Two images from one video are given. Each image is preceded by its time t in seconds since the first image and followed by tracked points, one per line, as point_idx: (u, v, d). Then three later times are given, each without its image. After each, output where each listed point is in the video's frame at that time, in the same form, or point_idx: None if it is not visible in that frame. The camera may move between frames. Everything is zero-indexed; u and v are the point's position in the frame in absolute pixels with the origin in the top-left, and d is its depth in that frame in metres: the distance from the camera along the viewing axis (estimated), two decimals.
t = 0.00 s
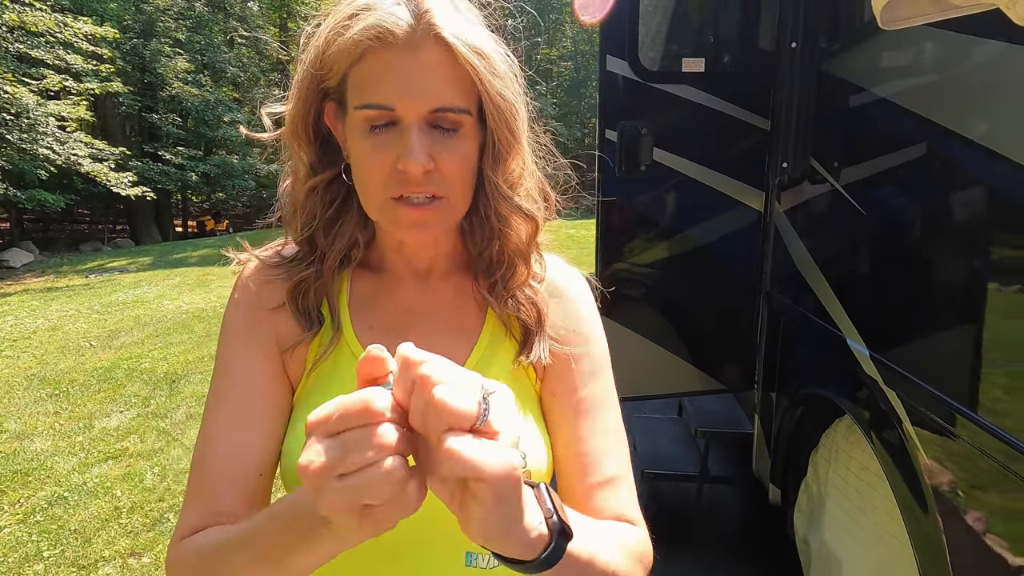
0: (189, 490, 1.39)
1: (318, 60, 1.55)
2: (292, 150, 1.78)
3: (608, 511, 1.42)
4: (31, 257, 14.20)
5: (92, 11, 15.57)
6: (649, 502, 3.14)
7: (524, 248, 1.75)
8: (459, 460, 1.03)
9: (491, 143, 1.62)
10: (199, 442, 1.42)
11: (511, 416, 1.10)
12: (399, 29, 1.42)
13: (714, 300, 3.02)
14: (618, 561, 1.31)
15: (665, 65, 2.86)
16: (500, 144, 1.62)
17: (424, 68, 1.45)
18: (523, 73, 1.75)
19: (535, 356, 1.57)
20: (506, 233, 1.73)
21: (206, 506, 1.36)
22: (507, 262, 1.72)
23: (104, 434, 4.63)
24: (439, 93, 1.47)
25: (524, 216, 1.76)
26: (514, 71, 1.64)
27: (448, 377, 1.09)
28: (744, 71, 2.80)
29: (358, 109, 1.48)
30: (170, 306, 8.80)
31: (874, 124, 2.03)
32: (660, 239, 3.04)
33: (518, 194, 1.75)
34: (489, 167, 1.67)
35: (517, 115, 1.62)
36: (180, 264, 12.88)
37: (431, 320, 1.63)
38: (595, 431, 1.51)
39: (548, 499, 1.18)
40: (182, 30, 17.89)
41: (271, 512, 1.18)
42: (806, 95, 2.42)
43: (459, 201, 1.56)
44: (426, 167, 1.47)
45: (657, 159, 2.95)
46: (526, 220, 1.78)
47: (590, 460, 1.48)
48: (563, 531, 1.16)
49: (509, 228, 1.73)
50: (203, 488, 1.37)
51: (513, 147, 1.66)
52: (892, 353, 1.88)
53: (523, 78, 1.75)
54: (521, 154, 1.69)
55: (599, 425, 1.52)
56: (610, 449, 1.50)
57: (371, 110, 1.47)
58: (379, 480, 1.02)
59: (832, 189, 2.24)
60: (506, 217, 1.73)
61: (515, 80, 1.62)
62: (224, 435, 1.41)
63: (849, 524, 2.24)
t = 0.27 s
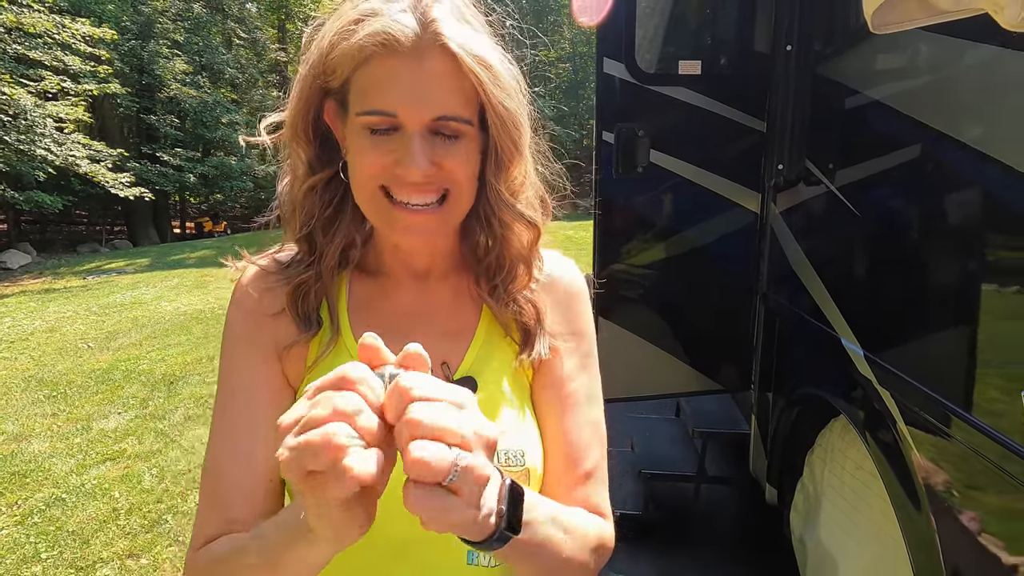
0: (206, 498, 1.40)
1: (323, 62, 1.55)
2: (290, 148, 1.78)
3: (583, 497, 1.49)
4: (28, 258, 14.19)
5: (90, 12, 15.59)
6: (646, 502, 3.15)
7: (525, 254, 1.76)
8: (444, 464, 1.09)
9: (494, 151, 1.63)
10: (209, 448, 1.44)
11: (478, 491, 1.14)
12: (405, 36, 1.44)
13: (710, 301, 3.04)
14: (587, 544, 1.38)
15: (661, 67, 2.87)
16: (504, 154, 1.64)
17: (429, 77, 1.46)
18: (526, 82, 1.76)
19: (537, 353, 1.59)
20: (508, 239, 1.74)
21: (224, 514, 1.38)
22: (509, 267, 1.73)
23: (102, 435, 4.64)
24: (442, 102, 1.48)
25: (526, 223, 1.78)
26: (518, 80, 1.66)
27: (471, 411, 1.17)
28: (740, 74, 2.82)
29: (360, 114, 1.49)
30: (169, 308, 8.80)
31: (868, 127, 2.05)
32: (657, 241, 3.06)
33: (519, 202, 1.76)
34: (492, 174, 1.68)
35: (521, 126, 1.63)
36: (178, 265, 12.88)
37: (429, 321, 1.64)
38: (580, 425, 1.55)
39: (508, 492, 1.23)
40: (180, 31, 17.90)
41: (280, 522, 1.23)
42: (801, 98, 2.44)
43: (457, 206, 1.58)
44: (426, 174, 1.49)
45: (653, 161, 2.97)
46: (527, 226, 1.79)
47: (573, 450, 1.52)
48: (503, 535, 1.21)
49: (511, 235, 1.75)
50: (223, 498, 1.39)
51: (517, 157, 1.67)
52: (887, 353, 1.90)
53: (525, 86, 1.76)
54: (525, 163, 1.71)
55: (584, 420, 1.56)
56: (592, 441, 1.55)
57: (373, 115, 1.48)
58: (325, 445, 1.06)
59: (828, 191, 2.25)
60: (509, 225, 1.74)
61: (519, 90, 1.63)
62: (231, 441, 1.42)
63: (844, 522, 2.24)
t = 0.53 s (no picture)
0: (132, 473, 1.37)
1: (326, 65, 1.55)
2: (290, 149, 1.78)
3: (598, 480, 1.55)
4: (25, 260, 14.17)
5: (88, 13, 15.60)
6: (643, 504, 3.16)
7: (522, 265, 1.76)
8: (426, 456, 1.12)
9: (493, 160, 1.66)
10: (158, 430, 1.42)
11: (455, 501, 1.15)
12: (411, 46, 1.44)
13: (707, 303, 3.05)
14: (612, 522, 1.45)
15: (657, 70, 2.89)
16: (503, 164, 1.67)
17: (432, 86, 1.47)
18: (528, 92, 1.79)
19: (535, 362, 1.61)
20: (503, 250, 1.76)
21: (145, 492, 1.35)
22: (507, 274, 1.73)
23: (100, 437, 4.64)
24: (443, 112, 1.49)
25: (524, 235, 1.78)
26: (519, 92, 1.68)
27: (478, 426, 1.18)
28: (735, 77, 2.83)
29: (362, 120, 1.50)
30: (166, 309, 8.80)
31: (863, 130, 2.06)
32: (654, 243, 3.07)
33: (517, 214, 1.78)
34: (489, 186, 1.71)
35: (521, 138, 1.66)
36: (176, 267, 12.87)
37: (425, 325, 1.65)
38: (588, 414, 1.61)
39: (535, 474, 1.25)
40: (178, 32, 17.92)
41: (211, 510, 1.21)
42: (796, 101, 2.46)
43: (453, 216, 1.59)
44: (424, 185, 1.50)
45: (650, 164, 2.98)
46: (523, 238, 1.79)
47: (582, 439, 1.58)
48: (520, 510, 1.25)
49: (506, 247, 1.76)
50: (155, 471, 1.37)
51: (515, 167, 1.70)
52: (881, 355, 1.91)
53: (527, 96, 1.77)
54: (523, 174, 1.74)
55: (591, 409, 1.62)
56: (600, 429, 1.60)
57: (374, 122, 1.49)
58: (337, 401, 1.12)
59: (822, 194, 2.27)
60: (504, 236, 1.75)
61: (519, 102, 1.66)
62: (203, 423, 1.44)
63: (839, 522, 2.26)
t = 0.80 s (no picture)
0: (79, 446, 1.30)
1: (342, 46, 1.56)
2: (300, 144, 1.80)
3: (584, 476, 1.58)
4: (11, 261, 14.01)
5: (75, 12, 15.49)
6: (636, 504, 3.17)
7: (532, 256, 1.81)
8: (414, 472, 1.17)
9: (505, 143, 1.70)
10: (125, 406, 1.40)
11: (449, 509, 1.19)
12: (434, 19, 1.46)
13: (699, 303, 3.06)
14: (595, 518, 1.50)
15: (649, 71, 2.89)
16: (515, 146, 1.71)
17: (449, 59, 1.49)
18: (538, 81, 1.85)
19: (537, 372, 1.61)
20: (514, 238, 1.81)
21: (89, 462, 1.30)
22: (514, 269, 1.78)
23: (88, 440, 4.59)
24: (460, 85, 1.51)
25: (535, 220, 1.85)
26: (529, 78, 1.73)
27: (459, 434, 1.22)
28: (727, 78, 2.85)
29: (378, 91, 1.51)
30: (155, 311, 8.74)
31: (854, 130, 2.08)
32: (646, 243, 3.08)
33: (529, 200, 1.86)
34: (503, 170, 1.76)
35: (533, 120, 1.71)
36: (164, 268, 12.77)
37: (426, 320, 1.64)
38: (581, 412, 1.63)
39: (527, 477, 1.31)
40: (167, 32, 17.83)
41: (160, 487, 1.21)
42: (787, 102, 2.47)
43: (460, 196, 1.58)
44: (436, 155, 1.49)
45: (643, 164, 3.00)
46: (534, 223, 1.85)
47: (575, 436, 1.60)
48: (516, 510, 1.32)
49: (517, 235, 1.82)
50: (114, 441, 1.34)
51: (527, 152, 1.76)
52: (873, 354, 1.93)
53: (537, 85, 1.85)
54: (533, 159, 1.80)
55: (585, 408, 1.63)
56: (592, 427, 1.63)
57: (392, 91, 1.50)
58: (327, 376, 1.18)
59: (814, 194, 2.28)
60: (517, 222, 1.81)
61: (529, 86, 1.70)
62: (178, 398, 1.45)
63: (831, 520, 2.27)
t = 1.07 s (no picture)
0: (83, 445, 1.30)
1: (339, 49, 1.56)
2: (294, 140, 1.82)
3: (586, 469, 1.59)
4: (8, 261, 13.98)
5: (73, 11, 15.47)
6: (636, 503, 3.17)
7: (527, 261, 1.79)
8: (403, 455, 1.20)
9: (499, 150, 1.72)
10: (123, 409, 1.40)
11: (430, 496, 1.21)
12: (432, 28, 1.46)
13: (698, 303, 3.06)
14: (597, 508, 1.51)
15: (649, 71, 2.91)
16: (508, 155, 1.73)
17: (446, 68, 1.50)
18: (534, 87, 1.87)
19: (533, 372, 1.61)
20: (507, 245, 1.81)
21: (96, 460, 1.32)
22: (508, 275, 1.77)
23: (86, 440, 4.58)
24: (455, 94, 1.51)
25: (528, 228, 1.83)
26: (525, 86, 1.74)
27: (454, 429, 1.25)
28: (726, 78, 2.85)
29: (373, 98, 1.51)
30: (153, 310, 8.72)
31: (854, 130, 2.08)
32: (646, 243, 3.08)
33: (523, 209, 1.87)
34: (498, 177, 1.78)
35: (527, 133, 1.73)
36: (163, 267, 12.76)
37: (421, 319, 1.64)
38: (583, 406, 1.63)
39: (523, 482, 1.31)
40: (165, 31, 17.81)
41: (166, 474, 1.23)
42: (787, 101, 2.47)
43: (453, 204, 1.58)
44: (429, 164, 1.49)
45: (642, 163, 2.99)
46: (528, 231, 1.83)
47: (577, 430, 1.61)
48: (510, 511, 1.32)
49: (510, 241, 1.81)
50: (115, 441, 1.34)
51: (521, 162, 1.78)
52: (873, 353, 1.93)
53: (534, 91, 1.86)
54: (527, 170, 1.82)
55: (586, 403, 1.64)
56: (594, 421, 1.64)
57: (387, 99, 1.49)
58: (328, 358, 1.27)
59: (814, 194, 2.28)
60: (510, 230, 1.82)
61: (525, 94, 1.71)
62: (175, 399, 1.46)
63: (831, 519, 2.27)
